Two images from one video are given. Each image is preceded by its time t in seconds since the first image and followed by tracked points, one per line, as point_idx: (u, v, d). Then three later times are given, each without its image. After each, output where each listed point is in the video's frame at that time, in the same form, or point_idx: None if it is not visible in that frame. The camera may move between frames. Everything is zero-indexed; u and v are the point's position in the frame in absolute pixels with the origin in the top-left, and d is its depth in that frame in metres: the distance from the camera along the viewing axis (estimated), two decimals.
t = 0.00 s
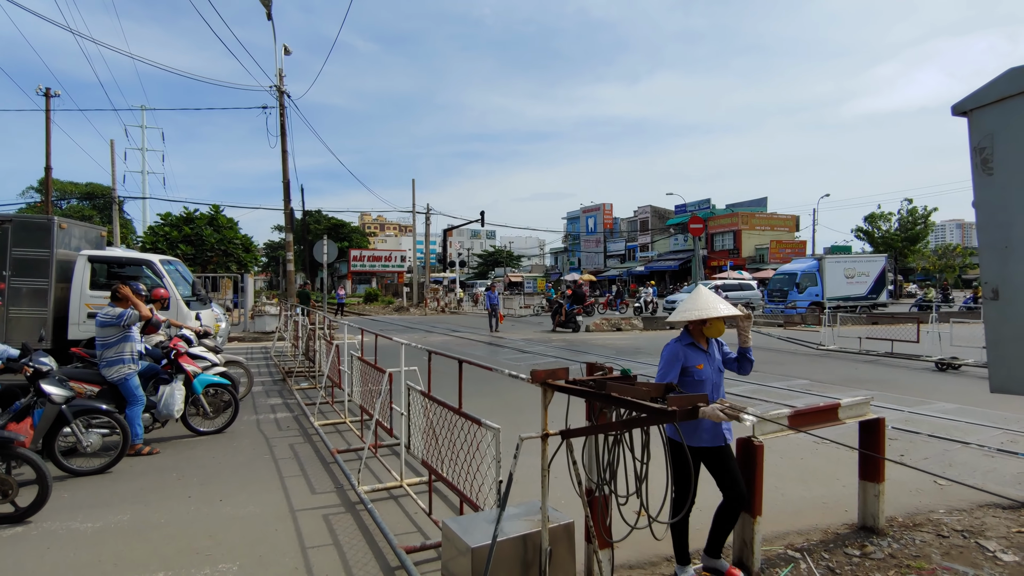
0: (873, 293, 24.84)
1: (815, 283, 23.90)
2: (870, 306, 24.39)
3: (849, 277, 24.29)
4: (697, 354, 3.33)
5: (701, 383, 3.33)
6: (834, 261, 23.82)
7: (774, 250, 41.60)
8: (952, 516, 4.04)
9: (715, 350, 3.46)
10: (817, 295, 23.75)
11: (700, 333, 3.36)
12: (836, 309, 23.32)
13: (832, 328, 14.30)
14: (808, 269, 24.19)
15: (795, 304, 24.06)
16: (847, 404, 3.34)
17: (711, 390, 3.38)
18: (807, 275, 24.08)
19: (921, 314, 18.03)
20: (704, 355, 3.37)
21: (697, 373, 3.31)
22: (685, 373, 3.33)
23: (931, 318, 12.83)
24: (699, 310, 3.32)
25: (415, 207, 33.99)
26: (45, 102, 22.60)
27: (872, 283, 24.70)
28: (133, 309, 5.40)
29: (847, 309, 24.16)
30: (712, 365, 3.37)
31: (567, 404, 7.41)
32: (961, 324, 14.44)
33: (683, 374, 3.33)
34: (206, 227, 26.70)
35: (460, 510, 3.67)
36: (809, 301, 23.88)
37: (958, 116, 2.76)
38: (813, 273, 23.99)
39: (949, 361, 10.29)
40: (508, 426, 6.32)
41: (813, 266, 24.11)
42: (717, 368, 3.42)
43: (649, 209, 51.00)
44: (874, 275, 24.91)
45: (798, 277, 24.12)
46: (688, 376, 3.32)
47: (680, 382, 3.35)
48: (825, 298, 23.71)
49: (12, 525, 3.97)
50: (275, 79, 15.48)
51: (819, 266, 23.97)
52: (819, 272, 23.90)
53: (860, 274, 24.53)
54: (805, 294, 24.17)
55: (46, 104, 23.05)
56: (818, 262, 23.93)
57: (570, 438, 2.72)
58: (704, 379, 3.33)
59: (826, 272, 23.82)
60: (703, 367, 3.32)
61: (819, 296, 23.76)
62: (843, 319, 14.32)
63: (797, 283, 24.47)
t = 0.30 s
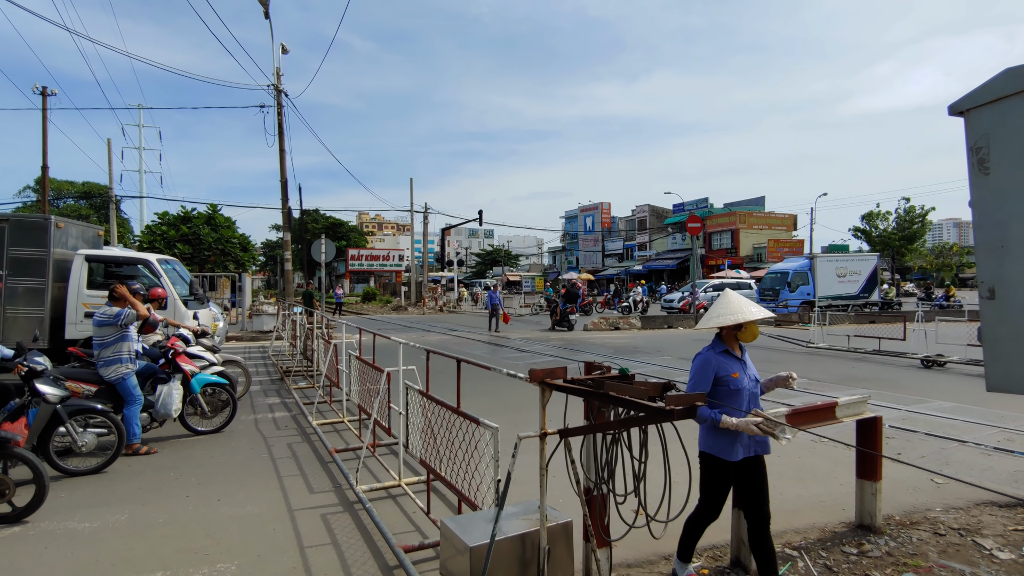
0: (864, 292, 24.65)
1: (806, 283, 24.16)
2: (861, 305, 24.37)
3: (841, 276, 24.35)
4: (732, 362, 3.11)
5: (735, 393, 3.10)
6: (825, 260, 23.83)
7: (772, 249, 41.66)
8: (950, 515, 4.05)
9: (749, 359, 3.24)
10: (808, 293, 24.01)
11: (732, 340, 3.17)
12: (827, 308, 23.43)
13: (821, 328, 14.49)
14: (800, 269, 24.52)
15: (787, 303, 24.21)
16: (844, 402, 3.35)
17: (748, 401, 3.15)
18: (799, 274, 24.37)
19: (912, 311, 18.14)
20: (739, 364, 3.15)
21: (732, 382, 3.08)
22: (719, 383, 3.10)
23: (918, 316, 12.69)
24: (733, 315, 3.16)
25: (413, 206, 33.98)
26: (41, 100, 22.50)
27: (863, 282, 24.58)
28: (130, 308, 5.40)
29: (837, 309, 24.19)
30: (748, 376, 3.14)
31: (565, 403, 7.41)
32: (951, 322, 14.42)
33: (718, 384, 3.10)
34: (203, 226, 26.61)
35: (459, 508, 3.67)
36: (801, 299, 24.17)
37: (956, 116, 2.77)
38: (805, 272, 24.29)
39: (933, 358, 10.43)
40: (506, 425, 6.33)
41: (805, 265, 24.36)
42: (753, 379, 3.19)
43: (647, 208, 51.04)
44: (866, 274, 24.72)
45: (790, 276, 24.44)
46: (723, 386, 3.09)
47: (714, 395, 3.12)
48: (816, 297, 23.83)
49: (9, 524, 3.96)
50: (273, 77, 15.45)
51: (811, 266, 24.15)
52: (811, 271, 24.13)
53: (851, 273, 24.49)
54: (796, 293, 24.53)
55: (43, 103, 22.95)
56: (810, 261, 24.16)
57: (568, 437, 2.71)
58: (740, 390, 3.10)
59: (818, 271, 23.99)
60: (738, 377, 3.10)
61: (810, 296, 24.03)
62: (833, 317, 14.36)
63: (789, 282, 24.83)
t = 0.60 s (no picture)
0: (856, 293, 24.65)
1: (799, 283, 23.97)
2: (854, 305, 24.51)
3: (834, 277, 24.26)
4: (770, 364, 2.90)
5: (774, 396, 2.89)
6: (819, 260, 23.93)
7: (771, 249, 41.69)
8: (947, 515, 4.06)
9: (786, 360, 3.03)
10: (801, 294, 23.87)
11: (768, 340, 2.96)
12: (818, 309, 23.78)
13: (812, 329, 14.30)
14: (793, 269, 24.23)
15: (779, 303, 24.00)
16: (842, 402, 3.35)
17: (786, 405, 2.94)
18: (792, 275, 24.14)
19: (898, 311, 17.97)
20: (777, 366, 2.94)
21: (770, 384, 2.87)
22: (756, 386, 2.88)
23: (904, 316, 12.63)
24: (782, 313, 2.94)
25: (412, 206, 33.96)
26: (39, 99, 22.44)
27: (857, 282, 24.60)
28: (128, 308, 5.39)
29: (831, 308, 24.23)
30: (787, 378, 2.93)
31: (563, 403, 7.41)
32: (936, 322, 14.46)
33: (755, 387, 2.88)
34: (202, 226, 26.56)
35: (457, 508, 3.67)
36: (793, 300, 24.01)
37: (955, 116, 2.77)
38: (798, 273, 24.07)
39: (919, 357, 10.73)
40: (504, 425, 6.33)
41: (797, 265, 24.14)
42: (792, 381, 2.98)
43: (646, 208, 51.10)
44: (859, 274, 24.73)
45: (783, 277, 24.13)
46: (761, 389, 2.88)
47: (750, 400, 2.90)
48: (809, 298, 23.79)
49: (7, 524, 3.95)
50: (272, 77, 15.43)
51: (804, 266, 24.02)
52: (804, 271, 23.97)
53: (846, 273, 24.56)
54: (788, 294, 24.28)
55: (41, 102, 22.89)
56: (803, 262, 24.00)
57: (567, 437, 2.70)
58: (779, 393, 2.89)
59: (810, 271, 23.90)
60: (777, 379, 2.89)
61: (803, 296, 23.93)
62: (823, 317, 14.13)
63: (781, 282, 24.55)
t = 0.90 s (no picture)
0: (855, 294, 24.70)
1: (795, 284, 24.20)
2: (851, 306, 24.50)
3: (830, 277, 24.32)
4: (796, 372, 2.87)
5: (799, 405, 2.86)
6: (814, 262, 23.85)
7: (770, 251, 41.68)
8: (947, 516, 4.06)
9: (811, 367, 3.01)
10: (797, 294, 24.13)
11: (795, 346, 2.93)
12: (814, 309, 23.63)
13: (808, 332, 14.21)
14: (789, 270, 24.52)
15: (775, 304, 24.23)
16: (842, 404, 3.36)
17: (811, 413, 2.91)
18: (788, 276, 24.39)
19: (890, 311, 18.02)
20: (802, 373, 2.91)
21: (796, 393, 2.84)
22: (781, 394, 2.86)
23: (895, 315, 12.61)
24: (813, 320, 2.90)
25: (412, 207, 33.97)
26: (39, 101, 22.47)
27: (853, 283, 24.57)
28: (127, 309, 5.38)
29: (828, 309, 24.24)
30: (813, 386, 2.90)
31: (563, 405, 7.41)
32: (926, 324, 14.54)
33: (780, 395, 2.85)
34: (202, 227, 26.57)
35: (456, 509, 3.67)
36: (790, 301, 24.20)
37: (954, 118, 2.78)
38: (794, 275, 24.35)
39: (908, 357, 10.83)
40: (504, 427, 6.33)
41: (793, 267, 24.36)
42: (816, 388, 2.95)
43: (646, 209, 51.14)
44: (856, 275, 24.71)
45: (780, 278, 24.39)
46: (786, 398, 2.85)
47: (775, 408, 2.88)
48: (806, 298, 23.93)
49: (6, 525, 3.95)
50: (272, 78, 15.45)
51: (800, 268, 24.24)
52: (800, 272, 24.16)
53: (841, 274, 24.49)
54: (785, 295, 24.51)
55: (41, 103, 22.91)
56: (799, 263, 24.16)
57: (566, 439, 2.70)
58: (805, 401, 2.86)
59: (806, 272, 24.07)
60: (802, 387, 2.86)
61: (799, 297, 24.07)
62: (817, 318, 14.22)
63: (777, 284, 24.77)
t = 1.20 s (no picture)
0: (850, 297, 24.60)
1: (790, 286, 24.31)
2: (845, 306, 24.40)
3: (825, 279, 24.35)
4: (823, 382, 2.83)
5: (827, 417, 2.82)
6: (811, 264, 23.83)
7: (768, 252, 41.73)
8: (944, 518, 4.07)
9: (835, 378, 2.97)
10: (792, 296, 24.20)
11: (819, 355, 2.89)
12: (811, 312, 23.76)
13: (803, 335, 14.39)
14: (785, 272, 24.58)
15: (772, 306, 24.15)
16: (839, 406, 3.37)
17: (838, 424, 2.87)
18: (784, 278, 24.46)
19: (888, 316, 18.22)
20: (829, 384, 2.87)
21: (824, 405, 2.80)
22: (808, 406, 2.81)
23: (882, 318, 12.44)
24: (840, 324, 2.89)
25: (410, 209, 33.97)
26: (38, 102, 22.46)
27: (848, 285, 24.48)
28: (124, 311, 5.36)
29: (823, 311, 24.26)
30: (839, 397, 2.86)
31: (561, 407, 7.41)
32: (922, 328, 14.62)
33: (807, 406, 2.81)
34: (199, 228, 26.55)
35: (454, 511, 3.67)
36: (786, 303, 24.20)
37: (950, 121, 2.78)
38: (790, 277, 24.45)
39: (895, 357, 10.94)
40: (501, 428, 6.33)
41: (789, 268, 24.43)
42: (842, 399, 2.91)
43: (644, 211, 51.23)
44: (851, 276, 24.60)
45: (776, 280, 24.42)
46: (813, 410, 2.80)
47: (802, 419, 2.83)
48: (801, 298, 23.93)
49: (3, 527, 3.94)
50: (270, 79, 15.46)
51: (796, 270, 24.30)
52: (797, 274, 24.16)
53: (836, 275, 24.41)
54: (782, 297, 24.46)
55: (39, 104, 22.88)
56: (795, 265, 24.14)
57: (563, 440, 2.69)
58: (832, 413, 2.82)
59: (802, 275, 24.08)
60: (829, 399, 2.81)
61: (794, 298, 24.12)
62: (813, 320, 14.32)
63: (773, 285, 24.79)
